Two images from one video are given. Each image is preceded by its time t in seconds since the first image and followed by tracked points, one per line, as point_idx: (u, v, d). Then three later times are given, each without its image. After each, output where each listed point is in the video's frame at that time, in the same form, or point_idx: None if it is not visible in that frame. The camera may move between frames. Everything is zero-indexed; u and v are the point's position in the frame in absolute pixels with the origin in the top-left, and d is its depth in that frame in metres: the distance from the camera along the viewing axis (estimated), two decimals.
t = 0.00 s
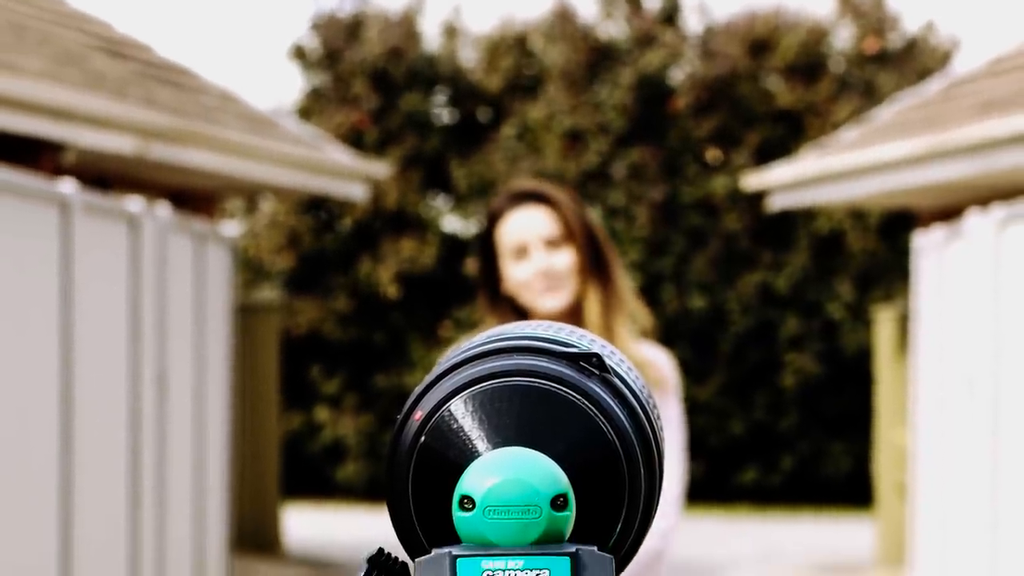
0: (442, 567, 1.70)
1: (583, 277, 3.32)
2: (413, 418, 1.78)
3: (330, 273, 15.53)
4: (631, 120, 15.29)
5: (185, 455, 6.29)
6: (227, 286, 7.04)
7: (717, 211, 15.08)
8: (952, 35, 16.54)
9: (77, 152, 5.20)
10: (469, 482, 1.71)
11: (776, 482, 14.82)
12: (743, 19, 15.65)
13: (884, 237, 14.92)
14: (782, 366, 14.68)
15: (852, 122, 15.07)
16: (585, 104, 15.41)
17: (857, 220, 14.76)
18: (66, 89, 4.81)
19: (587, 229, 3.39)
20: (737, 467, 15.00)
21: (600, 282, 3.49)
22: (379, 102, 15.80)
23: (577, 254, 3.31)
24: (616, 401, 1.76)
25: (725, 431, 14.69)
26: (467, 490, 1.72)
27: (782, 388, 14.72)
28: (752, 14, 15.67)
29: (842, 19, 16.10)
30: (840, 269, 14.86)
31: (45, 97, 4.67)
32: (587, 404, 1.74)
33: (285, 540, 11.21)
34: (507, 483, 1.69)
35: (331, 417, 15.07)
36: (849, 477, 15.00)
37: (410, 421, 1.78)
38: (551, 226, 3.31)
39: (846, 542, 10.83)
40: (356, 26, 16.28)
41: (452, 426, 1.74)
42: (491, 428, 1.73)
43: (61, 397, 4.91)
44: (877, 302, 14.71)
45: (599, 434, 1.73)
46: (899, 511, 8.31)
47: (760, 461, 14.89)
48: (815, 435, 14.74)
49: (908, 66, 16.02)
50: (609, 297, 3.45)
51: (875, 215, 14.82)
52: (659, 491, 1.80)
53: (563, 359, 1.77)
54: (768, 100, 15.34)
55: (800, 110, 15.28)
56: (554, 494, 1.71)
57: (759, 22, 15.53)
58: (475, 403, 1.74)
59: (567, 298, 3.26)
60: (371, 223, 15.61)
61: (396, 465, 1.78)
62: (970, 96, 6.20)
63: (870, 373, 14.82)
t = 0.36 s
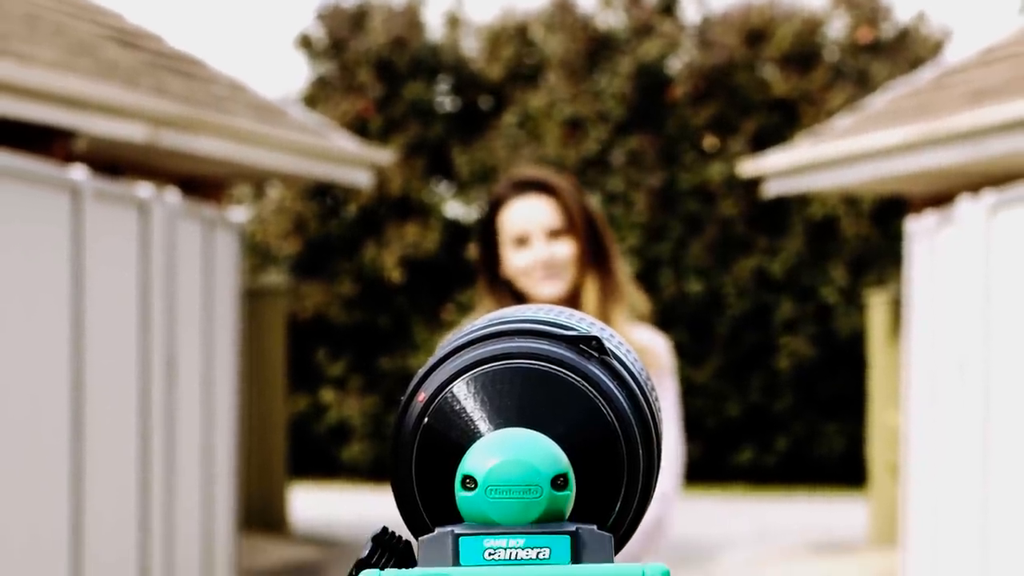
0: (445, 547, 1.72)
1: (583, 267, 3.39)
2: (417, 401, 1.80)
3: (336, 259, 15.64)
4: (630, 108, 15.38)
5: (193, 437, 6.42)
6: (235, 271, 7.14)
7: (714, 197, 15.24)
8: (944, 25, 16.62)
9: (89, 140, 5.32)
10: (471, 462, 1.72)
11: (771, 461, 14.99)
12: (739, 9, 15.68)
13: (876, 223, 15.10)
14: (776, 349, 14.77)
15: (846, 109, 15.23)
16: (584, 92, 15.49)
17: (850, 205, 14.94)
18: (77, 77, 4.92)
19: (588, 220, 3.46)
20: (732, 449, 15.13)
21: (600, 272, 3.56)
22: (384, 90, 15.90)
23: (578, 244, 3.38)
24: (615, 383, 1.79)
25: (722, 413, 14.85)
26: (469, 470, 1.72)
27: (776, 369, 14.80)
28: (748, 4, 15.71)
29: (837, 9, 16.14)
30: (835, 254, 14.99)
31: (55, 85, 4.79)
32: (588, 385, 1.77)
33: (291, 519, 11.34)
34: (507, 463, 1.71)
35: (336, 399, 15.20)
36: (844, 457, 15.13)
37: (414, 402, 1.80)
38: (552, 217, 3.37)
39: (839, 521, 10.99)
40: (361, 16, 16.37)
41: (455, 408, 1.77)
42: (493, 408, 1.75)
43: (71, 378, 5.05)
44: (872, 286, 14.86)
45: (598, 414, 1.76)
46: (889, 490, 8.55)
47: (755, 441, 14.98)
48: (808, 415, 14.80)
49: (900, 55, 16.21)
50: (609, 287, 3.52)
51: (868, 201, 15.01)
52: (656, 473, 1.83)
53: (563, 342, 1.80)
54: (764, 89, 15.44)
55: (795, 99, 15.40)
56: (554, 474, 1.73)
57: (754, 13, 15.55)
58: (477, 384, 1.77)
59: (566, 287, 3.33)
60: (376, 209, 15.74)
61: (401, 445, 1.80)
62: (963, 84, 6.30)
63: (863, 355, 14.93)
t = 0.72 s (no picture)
0: (447, 526, 1.75)
1: (578, 252, 3.50)
2: (419, 380, 1.82)
3: (341, 243, 15.76)
4: (629, 95, 15.62)
5: (202, 418, 6.56)
6: (242, 255, 7.25)
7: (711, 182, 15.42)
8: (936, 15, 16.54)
9: (99, 126, 5.44)
10: (473, 441, 1.75)
11: (767, 442, 15.28)
12: None
13: (869, 207, 15.09)
14: (772, 330, 14.96)
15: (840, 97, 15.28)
16: (584, 80, 15.68)
17: (844, 191, 14.98)
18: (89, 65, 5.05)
19: (582, 206, 3.57)
20: (729, 428, 15.42)
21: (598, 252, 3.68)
22: (388, 78, 16.05)
23: (572, 230, 3.50)
24: (616, 364, 1.82)
25: (718, 394, 15.07)
26: (471, 450, 1.75)
27: (772, 351, 15.03)
28: None
29: None
30: (829, 237, 15.12)
31: (67, 73, 4.91)
32: (588, 366, 1.79)
33: (297, 497, 11.50)
34: (508, 443, 1.73)
35: (341, 379, 15.39)
36: (837, 437, 15.42)
37: (416, 382, 1.83)
38: (546, 205, 3.49)
39: (833, 499, 11.16)
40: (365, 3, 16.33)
41: (456, 388, 1.79)
42: (495, 390, 1.78)
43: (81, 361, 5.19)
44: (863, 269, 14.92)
45: (598, 395, 1.79)
46: (882, 469, 8.67)
47: (751, 421, 15.27)
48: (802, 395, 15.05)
49: (892, 44, 16.27)
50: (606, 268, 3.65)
51: (862, 186, 15.01)
52: (654, 449, 1.86)
53: (563, 324, 1.82)
54: (761, 77, 15.64)
55: (791, 86, 15.60)
56: (555, 453, 1.76)
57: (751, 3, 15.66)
58: (479, 364, 1.79)
59: (561, 272, 3.45)
60: (380, 193, 15.89)
61: (404, 425, 1.82)
62: (955, 72, 6.41)
63: (856, 338, 15.12)
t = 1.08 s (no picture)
0: (451, 501, 1.79)
1: (575, 238, 3.60)
2: (424, 360, 1.87)
3: (347, 226, 15.96)
4: (626, 81, 15.69)
5: (211, 398, 6.73)
6: (251, 237, 7.40)
7: (707, 167, 15.58)
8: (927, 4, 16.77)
9: (111, 112, 5.59)
10: (475, 419, 1.79)
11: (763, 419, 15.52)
12: None
13: (862, 191, 15.45)
14: (767, 311, 15.24)
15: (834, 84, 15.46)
16: (584, 67, 15.74)
17: (837, 174, 15.29)
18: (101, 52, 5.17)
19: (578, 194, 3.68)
20: (725, 407, 15.70)
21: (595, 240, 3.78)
22: (392, 65, 16.20)
23: (569, 217, 3.60)
24: (616, 345, 1.87)
25: (715, 372, 15.39)
26: (474, 427, 1.79)
27: (767, 331, 15.30)
28: None
29: None
30: (823, 220, 15.34)
31: (78, 60, 5.03)
32: (587, 346, 1.84)
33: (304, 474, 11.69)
34: (511, 421, 1.78)
35: (347, 359, 15.62)
36: (832, 416, 15.71)
37: (421, 362, 1.88)
38: (545, 191, 3.59)
39: (828, 475, 11.36)
40: None
41: (460, 367, 1.84)
42: (497, 370, 1.83)
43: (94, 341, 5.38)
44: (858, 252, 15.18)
45: (597, 373, 1.83)
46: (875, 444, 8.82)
47: (747, 399, 15.56)
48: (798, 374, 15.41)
49: (884, 32, 16.27)
50: (603, 255, 3.76)
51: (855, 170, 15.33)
52: (654, 422, 1.90)
53: (564, 306, 1.87)
54: (757, 64, 15.76)
55: (785, 73, 15.72)
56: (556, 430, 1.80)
57: None
58: (481, 344, 1.84)
59: (559, 256, 3.55)
60: (386, 177, 15.99)
61: (409, 405, 1.87)
62: (946, 59, 6.54)
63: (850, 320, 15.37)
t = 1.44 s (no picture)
0: (454, 476, 1.82)
1: (574, 221, 3.74)
2: (427, 339, 1.91)
3: (353, 209, 16.23)
4: (626, 67, 15.96)
5: (220, 369, 7.15)
6: (259, 221, 7.78)
7: (704, 151, 15.80)
8: None
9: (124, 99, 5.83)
10: (478, 397, 1.83)
11: (757, 397, 15.79)
12: None
13: (854, 174, 15.63)
14: (762, 292, 15.50)
15: (825, 71, 15.68)
16: (584, 54, 16.01)
17: (831, 159, 15.37)
18: (117, 41, 5.36)
19: (578, 177, 3.81)
20: (721, 384, 15.94)
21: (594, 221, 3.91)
22: (398, 53, 16.64)
23: (569, 200, 3.74)
24: (614, 324, 1.90)
25: (712, 350, 15.64)
26: (477, 405, 1.83)
27: (762, 310, 15.60)
28: None
29: None
30: (817, 202, 15.51)
31: (92, 47, 5.19)
32: (586, 326, 1.87)
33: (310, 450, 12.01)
34: (512, 398, 1.81)
35: (352, 338, 15.91)
36: (824, 393, 16.09)
37: (425, 341, 1.91)
38: (547, 175, 3.71)
39: (820, 450, 11.64)
40: None
41: (463, 346, 1.88)
42: (499, 348, 1.86)
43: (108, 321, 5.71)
44: (849, 234, 15.35)
45: (597, 353, 1.87)
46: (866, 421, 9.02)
47: (742, 376, 15.87)
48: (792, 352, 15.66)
49: (876, 21, 16.71)
50: (602, 236, 3.90)
51: (848, 153, 15.37)
52: (652, 399, 1.94)
53: (564, 287, 1.91)
54: (751, 51, 16.04)
55: (780, 60, 16.01)
56: (556, 407, 1.83)
57: None
58: (483, 325, 1.88)
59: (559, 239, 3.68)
60: (391, 161, 16.26)
61: (414, 382, 1.91)
62: (934, 47, 6.72)
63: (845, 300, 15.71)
